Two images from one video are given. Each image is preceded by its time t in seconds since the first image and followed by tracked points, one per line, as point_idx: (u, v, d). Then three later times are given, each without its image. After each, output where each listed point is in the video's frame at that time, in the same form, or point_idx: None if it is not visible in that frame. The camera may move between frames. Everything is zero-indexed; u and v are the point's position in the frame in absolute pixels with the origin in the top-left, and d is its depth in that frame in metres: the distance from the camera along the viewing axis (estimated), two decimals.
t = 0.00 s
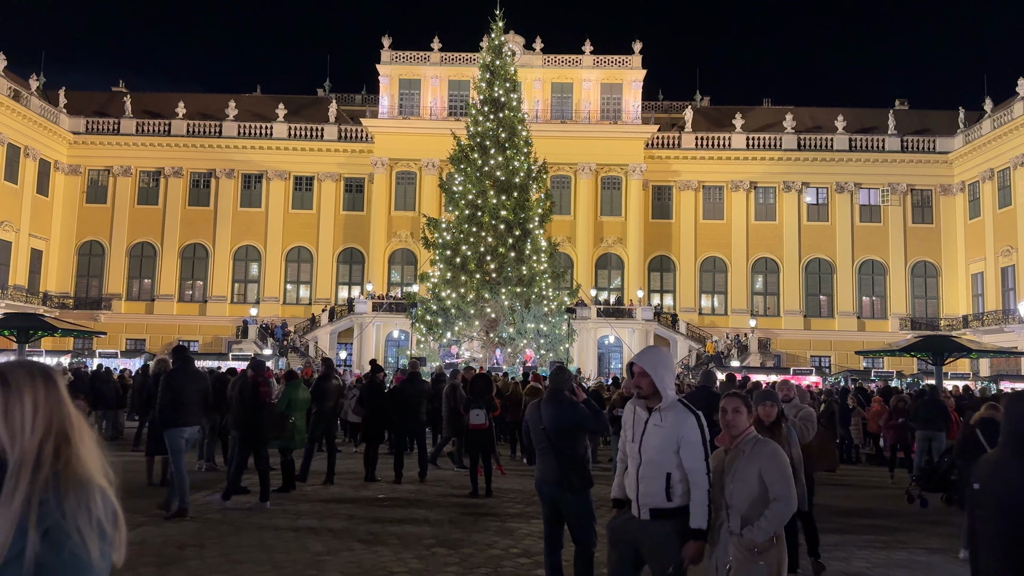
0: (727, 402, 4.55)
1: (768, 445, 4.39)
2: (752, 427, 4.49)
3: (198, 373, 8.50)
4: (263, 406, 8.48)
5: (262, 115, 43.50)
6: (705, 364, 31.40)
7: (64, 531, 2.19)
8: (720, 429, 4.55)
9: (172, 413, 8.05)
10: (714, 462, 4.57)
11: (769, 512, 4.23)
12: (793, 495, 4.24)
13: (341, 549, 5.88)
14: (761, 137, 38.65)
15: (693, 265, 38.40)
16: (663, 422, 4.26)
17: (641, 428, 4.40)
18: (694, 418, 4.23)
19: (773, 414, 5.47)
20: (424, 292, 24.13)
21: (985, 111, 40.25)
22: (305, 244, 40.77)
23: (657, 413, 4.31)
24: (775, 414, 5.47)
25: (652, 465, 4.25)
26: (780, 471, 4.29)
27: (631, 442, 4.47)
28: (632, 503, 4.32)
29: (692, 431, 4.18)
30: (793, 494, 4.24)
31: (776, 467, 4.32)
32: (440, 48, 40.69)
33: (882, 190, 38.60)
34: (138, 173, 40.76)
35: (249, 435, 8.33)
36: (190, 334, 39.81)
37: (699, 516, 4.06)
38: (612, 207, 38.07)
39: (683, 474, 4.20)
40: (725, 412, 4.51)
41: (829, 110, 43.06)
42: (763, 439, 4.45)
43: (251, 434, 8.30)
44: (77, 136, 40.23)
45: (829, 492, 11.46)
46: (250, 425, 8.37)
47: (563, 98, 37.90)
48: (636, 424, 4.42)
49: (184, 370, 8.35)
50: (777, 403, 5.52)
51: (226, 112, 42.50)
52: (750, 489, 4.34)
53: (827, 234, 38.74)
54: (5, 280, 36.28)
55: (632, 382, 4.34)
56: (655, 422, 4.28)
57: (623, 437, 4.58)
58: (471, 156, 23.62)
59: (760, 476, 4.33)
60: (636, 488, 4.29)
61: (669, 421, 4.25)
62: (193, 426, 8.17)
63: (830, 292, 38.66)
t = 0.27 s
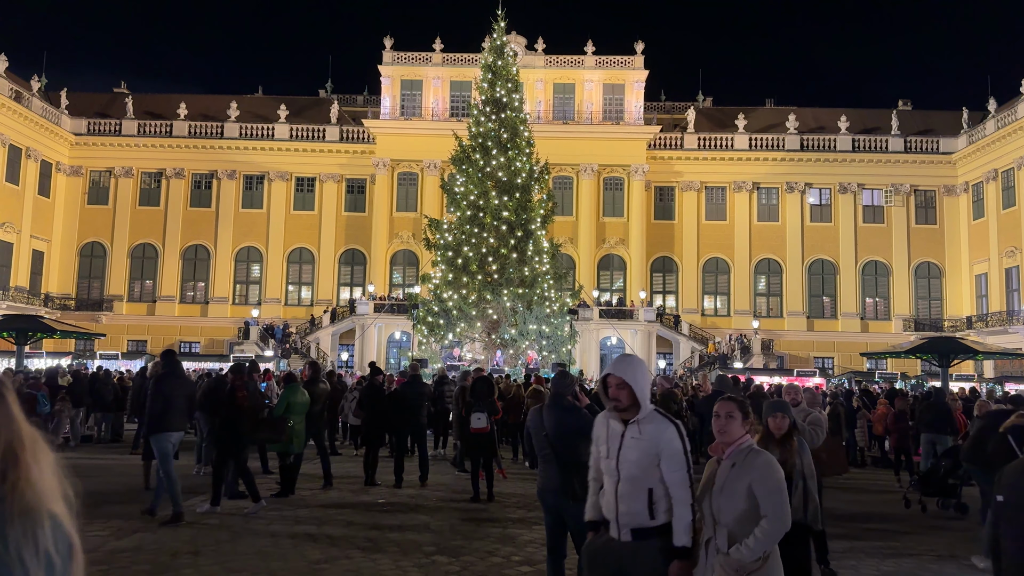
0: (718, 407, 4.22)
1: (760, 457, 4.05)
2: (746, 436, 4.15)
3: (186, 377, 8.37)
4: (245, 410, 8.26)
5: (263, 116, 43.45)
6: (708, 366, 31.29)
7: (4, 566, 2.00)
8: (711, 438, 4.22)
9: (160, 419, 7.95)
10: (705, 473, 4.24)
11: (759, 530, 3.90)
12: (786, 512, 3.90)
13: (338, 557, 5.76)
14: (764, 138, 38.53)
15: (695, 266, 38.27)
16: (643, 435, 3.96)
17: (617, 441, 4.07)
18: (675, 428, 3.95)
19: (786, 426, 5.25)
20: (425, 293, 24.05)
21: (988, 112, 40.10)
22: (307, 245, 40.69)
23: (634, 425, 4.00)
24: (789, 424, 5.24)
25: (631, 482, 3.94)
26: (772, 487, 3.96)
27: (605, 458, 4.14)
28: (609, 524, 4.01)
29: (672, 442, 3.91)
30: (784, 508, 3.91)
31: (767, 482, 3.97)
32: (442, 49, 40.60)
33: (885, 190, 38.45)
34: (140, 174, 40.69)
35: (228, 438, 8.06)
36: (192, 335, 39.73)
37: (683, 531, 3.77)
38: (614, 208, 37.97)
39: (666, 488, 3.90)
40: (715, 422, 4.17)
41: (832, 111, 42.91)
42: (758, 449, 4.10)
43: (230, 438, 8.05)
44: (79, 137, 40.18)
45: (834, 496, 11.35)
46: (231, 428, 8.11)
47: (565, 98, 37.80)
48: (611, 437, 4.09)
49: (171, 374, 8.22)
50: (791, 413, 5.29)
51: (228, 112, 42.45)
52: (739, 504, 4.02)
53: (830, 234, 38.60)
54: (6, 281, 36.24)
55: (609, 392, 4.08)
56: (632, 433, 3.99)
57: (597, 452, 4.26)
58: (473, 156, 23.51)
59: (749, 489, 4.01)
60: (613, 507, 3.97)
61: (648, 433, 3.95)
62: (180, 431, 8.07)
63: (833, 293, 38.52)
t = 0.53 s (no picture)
0: (696, 416, 3.91)
1: (743, 470, 3.77)
2: (727, 447, 3.86)
3: (174, 378, 8.26)
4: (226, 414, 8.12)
5: (265, 117, 43.38)
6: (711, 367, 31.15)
7: None
8: (690, 449, 3.92)
9: (144, 419, 7.84)
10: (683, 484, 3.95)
11: (743, 552, 3.65)
12: (773, 531, 3.64)
13: (336, 565, 5.63)
14: (767, 138, 38.38)
15: (698, 267, 38.12)
16: (610, 438, 3.78)
17: (579, 447, 3.82)
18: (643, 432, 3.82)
19: (804, 436, 4.91)
20: (427, 295, 23.92)
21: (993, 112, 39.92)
22: (309, 246, 40.58)
23: (601, 428, 3.80)
24: (807, 434, 4.91)
25: (599, 491, 3.75)
26: (757, 503, 3.69)
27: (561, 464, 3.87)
28: (572, 536, 3.79)
29: (642, 446, 3.79)
30: (768, 522, 3.67)
31: (751, 500, 3.70)
32: (444, 50, 40.50)
33: (889, 191, 38.27)
34: (142, 175, 40.59)
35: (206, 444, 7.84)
36: (193, 336, 39.62)
37: (654, 536, 3.64)
38: (617, 209, 37.84)
39: (634, 490, 3.80)
40: (693, 433, 3.88)
41: (836, 111, 42.75)
42: (740, 462, 3.81)
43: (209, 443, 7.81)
44: (80, 138, 40.13)
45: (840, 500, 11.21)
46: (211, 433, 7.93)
47: (567, 99, 37.68)
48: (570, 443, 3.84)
49: (158, 374, 8.11)
50: (811, 422, 4.94)
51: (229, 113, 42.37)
52: (722, 522, 3.76)
53: (833, 235, 38.43)
54: (8, 282, 36.18)
55: (572, 395, 3.84)
56: (597, 440, 3.78)
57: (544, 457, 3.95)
58: (475, 157, 23.39)
59: (733, 505, 3.74)
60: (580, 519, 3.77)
61: (616, 435, 3.79)
62: (163, 434, 7.96)
63: (837, 294, 38.35)
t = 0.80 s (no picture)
0: (656, 416, 3.61)
1: (706, 474, 3.47)
2: (689, 450, 3.56)
3: (159, 377, 8.17)
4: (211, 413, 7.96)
5: (267, 117, 43.32)
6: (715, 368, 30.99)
7: None
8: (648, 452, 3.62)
9: (126, 418, 7.75)
10: (644, 489, 3.66)
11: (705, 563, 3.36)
12: (737, 540, 3.36)
13: (330, 569, 5.53)
14: (770, 137, 38.24)
15: (701, 267, 37.98)
16: (580, 435, 3.66)
17: (545, 447, 3.69)
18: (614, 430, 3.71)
19: (819, 438, 4.79)
20: (429, 295, 23.81)
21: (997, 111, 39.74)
22: (311, 247, 40.50)
23: (570, 425, 3.68)
24: (823, 436, 4.78)
25: (569, 492, 3.62)
26: (721, 509, 3.40)
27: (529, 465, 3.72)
28: (540, 542, 3.67)
29: (613, 443, 3.68)
30: (734, 532, 3.37)
31: (714, 507, 3.40)
32: (446, 50, 40.42)
33: (893, 190, 38.10)
34: (144, 176, 40.53)
35: (193, 441, 7.82)
36: (196, 337, 39.54)
37: (622, 536, 3.57)
38: (619, 209, 37.71)
39: (604, 490, 3.68)
40: (650, 437, 3.57)
41: (840, 111, 42.58)
42: (703, 466, 3.51)
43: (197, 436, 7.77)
44: (83, 139, 40.09)
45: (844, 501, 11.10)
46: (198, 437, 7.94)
47: (570, 99, 37.57)
48: (538, 443, 3.70)
49: (143, 372, 8.02)
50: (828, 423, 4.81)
51: (231, 114, 42.31)
52: (683, 532, 3.46)
53: (837, 235, 38.26)
54: (10, 283, 36.15)
55: (543, 389, 3.75)
56: (567, 437, 3.66)
57: (511, 458, 3.80)
58: (477, 156, 23.29)
59: (693, 512, 3.45)
60: (549, 522, 3.64)
61: (587, 431, 3.68)
62: (147, 432, 7.85)
63: (841, 293, 38.19)
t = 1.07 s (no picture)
0: (624, 414, 3.46)
1: (674, 474, 3.30)
2: (661, 449, 3.40)
3: (138, 381, 8.08)
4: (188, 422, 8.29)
5: (270, 117, 43.26)
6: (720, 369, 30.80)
7: None
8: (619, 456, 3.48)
9: (105, 421, 7.66)
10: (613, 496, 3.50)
11: (670, 569, 3.19)
12: (704, 546, 3.17)
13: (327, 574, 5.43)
14: (775, 137, 38.05)
15: (705, 267, 37.80)
16: (548, 446, 3.54)
17: (512, 460, 3.58)
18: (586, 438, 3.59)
19: (842, 453, 4.22)
20: (431, 295, 23.69)
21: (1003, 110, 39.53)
22: (314, 247, 40.41)
23: (539, 435, 3.56)
24: (847, 450, 4.23)
25: (535, 508, 3.50)
26: (688, 512, 3.22)
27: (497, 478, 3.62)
28: (505, 562, 3.54)
29: (582, 456, 3.55)
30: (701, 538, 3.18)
31: (682, 508, 3.22)
32: (450, 50, 40.34)
33: (898, 190, 37.91)
34: (147, 176, 40.48)
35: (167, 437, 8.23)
36: (198, 338, 39.47)
37: (589, 559, 3.42)
38: (623, 209, 37.55)
39: (573, 507, 3.54)
40: (618, 435, 3.42)
41: (844, 110, 42.39)
42: (674, 465, 3.35)
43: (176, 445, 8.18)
44: (86, 140, 40.07)
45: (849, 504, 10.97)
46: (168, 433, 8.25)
47: (573, 99, 37.44)
48: (506, 453, 3.59)
49: (121, 376, 7.94)
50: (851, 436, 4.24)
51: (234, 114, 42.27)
52: (648, 537, 3.29)
53: (842, 235, 38.06)
54: (13, 284, 36.11)
55: (511, 396, 3.64)
56: (534, 449, 3.54)
57: (482, 471, 3.70)
58: (479, 156, 23.17)
59: (660, 515, 3.28)
60: (513, 539, 3.52)
61: (556, 442, 3.55)
62: (129, 436, 7.77)
63: (846, 294, 37.99)
